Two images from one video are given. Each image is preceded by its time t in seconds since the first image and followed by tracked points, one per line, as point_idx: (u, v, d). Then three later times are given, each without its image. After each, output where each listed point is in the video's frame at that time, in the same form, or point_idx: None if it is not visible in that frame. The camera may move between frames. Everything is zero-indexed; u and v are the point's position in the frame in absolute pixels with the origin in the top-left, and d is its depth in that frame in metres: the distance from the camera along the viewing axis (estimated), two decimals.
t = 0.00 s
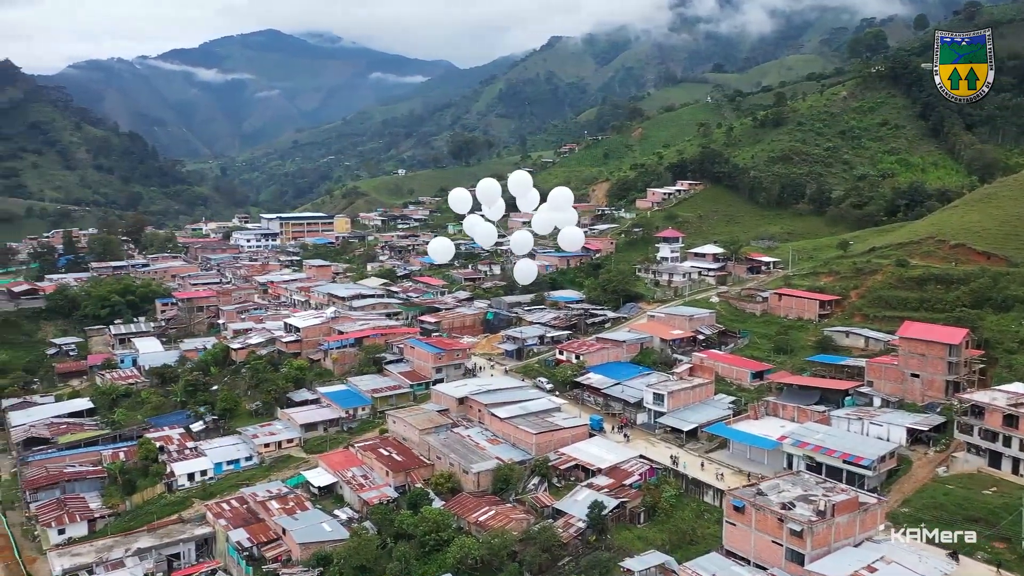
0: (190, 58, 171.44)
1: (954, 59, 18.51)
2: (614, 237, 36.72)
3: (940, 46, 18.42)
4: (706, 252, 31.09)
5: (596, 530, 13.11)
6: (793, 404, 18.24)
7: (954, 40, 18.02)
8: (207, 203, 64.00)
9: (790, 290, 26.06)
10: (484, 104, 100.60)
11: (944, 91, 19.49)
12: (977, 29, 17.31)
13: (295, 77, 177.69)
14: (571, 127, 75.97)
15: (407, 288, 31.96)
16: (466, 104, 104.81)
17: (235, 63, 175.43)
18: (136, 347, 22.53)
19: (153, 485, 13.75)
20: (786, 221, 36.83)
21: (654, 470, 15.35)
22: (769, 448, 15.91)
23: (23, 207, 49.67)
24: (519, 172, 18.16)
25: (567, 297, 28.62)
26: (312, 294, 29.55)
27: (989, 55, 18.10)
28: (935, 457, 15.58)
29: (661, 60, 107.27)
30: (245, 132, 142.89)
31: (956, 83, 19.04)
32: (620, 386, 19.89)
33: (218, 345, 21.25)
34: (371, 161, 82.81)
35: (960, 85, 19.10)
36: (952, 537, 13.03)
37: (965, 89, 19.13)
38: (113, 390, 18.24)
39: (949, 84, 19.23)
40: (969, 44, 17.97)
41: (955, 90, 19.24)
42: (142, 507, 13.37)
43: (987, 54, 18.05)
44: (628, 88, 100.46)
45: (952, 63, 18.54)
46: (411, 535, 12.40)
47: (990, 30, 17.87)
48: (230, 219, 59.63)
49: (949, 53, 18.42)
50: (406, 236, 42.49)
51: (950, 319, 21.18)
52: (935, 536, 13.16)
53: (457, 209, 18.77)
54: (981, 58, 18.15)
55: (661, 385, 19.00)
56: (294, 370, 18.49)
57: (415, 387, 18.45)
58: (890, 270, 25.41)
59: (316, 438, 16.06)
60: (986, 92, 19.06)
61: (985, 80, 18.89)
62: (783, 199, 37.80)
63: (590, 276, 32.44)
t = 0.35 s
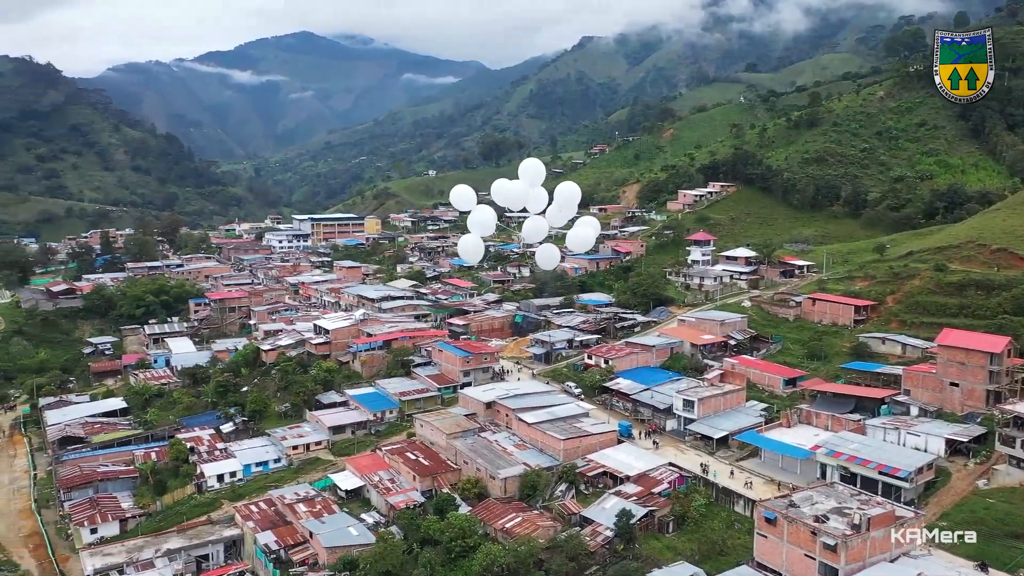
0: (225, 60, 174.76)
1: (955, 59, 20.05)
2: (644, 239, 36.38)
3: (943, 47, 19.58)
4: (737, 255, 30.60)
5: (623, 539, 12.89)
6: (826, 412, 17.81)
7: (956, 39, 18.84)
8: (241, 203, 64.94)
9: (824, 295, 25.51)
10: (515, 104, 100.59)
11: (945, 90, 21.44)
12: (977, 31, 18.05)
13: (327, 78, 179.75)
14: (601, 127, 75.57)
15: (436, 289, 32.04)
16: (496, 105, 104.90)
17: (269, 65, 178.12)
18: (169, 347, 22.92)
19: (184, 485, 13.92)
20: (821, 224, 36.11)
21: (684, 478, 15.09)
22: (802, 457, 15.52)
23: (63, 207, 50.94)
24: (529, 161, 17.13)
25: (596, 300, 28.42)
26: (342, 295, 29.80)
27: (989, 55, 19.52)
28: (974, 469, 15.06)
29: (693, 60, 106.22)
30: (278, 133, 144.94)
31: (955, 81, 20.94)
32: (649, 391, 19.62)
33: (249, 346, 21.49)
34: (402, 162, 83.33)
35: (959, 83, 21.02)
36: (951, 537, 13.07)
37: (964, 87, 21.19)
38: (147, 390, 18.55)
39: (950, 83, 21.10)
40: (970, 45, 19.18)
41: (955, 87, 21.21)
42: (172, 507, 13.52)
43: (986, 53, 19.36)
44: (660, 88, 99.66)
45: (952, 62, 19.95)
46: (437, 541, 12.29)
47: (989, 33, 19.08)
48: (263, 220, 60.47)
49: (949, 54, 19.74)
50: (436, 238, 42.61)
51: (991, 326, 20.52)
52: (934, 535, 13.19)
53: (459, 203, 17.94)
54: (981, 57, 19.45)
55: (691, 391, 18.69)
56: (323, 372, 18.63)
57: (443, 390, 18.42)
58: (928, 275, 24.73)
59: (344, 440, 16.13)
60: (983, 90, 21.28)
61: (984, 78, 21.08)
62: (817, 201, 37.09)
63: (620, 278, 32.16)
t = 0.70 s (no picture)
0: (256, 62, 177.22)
1: (955, 58, 16.48)
2: (671, 241, 35.97)
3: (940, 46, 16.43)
4: (767, 258, 30.11)
5: (648, 549, 12.70)
6: (857, 420, 17.40)
7: (953, 41, 16.20)
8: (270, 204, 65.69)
9: (855, 300, 24.96)
10: (542, 105, 100.39)
11: (943, 92, 17.45)
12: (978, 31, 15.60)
13: (355, 79, 181.23)
14: (628, 128, 75.01)
15: (462, 292, 32.03)
16: (523, 106, 104.74)
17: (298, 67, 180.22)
18: (198, 348, 23.21)
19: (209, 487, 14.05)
20: (852, 227, 35.43)
21: (711, 487, 14.83)
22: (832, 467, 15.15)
23: (97, 207, 51.97)
24: (539, 147, 17.62)
25: (622, 304, 28.19)
26: (368, 297, 29.97)
27: (991, 55, 16.23)
28: (1012, 482, 14.57)
29: (722, 60, 105.09)
30: (307, 135, 146.48)
31: (955, 83, 16.90)
32: (676, 397, 19.34)
33: (276, 347, 21.65)
34: (429, 163, 83.65)
35: (960, 86, 17.01)
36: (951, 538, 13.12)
37: (964, 90, 17.09)
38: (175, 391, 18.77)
39: (949, 85, 17.07)
40: (970, 45, 16.09)
41: (954, 91, 17.13)
42: (198, 509, 13.63)
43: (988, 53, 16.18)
44: (688, 88, 98.76)
45: (951, 63, 16.56)
46: (460, 548, 12.20)
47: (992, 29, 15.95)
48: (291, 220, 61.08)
49: (949, 53, 16.45)
50: (461, 240, 42.65)
51: None
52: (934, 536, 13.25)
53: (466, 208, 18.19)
54: (981, 58, 16.27)
55: (718, 397, 18.39)
56: (348, 375, 18.69)
57: (467, 394, 18.36)
58: (964, 280, 24.12)
59: (369, 444, 16.15)
60: (985, 92, 17.11)
61: (986, 80, 16.82)
62: (849, 203, 36.41)
63: (646, 281, 31.85)
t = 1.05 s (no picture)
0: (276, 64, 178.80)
1: (955, 58, 16.13)
2: (690, 244, 35.66)
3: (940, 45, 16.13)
4: (787, 262, 29.76)
5: (665, 558, 12.57)
6: (879, 428, 17.08)
7: (953, 41, 15.83)
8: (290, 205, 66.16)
9: (878, 305, 24.54)
10: (560, 106, 100.20)
11: (943, 92, 17.09)
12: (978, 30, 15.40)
13: (375, 80, 182.07)
14: (647, 129, 74.61)
15: (479, 294, 32.01)
16: (542, 107, 104.55)
17: (318, 69, 181.58)
18: (216, 350, 23.38)
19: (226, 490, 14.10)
20: (874, 229, 34.91)
21: (729, 495, 14.62)
22: (853, 477, 14.87)
23: (120, 208, 52.64)
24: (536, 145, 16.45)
25: (640, 307, 27.98)
26: (386, 299, 30.07)
27: (991, 55, 15.88)
28: None
29: (743, 60, 104.18)
30: (326, 136, 147.50)
31: (955, 83, 16.55)
32: (694, 404, 19.11)
33: (293, 350, 21.73)
34: (447, 164, 83.81)
35: (960, 86, 16.65)
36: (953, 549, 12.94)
37: (964, 90, 16.74)
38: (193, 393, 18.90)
39: (949, 85, 16.73)
40: (969, 45, 15.81)
41: (953, 91, 16.76)
42: (214, 513, 13.67)
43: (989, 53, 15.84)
44: (708, 88, 98.03)
45: (951, 64, 16.22)
46: (475, 555, 12.12)
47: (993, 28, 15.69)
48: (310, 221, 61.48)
49: (949, 54, 16.14)
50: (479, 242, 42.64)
51: None
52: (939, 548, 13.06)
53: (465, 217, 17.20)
54: (981, 58, 15.93)
55: (737, 404, 18.14)
56: (364, 379, 18.71)
57: (483, 398, 18.27)
58: (989, 285, 23.66)
59: (384, 448, 16.13)
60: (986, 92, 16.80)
61: (986, 80, 16.50)
62: (870, 206, 35.89)
63: (664, 284, 31.61)
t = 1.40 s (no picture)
0: (292, 65, 180.24)
1: (954, 58, 16.08)
2: (704, 247, 35.41)
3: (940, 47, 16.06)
4: (803, 265, 29.48)
5: (678, 567, 12.43)
6: (896, 436, 16.83)
7: (953, 41, 15.72)
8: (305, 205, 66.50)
9: (895, 310, 24.23)
10: (574, 107, 100.02)
11: (943, 92, 17.09)
12: (977, 30, 15.26)
13: (389, 81, 182.66)
14: (662, 130, 74.24)
15: (492, 297, 31.96)
16: (556, 108, 104.36)
17: (334, 69, 182.58)
18: (230, 352, 23.50)
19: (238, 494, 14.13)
20: (892, 232, 34.49)
21: (744, 504, 14.43)
22: (870, 486, 14.65)
23: (137, 208, 53.15)
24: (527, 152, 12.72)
25: (653, 311, 27.82)
26: (399, 301, 30.16)
27: (991, 54, 15.87)
28: None
29: (759, 60, 103.41)
30: (341, 136, 148.25)
31: (955, 83, 16.55)
32: (708, 410, 18.93)
33: (305, 352, 21.76)
34: (461, 164, 83.82)
35: (960, 86, 16.64)
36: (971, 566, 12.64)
37: (964, 90, 16.69)
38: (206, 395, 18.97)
39: (949, 85, 16.74)
40: (970, 45, 15.74)
41: (954, 91, 16.74)
42: (226, 517, 13.70)
43: (989, 53, 15.79)
44: (723, 89, 97.40)
45: (951, 64, 16.14)
46: (486, 562, 12.02)
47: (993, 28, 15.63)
48: (324, 222, 61.73)
49: (948, 54, 16.05)
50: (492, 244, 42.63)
51: None
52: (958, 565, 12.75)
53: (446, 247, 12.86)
54: (981, 58, 15.88)
55: (752, 410, 17.93)
56: (377, 382, 18.70)
57: (495, 403, 18.19)
58: (1009, 290, 23.28)
59: (396, 452, 16.11)
60: (987, 92, 16.70)
61: (985, 80, 16.46)
62: (888, 208, 35.44)
63: (678, 287, 31.39)
